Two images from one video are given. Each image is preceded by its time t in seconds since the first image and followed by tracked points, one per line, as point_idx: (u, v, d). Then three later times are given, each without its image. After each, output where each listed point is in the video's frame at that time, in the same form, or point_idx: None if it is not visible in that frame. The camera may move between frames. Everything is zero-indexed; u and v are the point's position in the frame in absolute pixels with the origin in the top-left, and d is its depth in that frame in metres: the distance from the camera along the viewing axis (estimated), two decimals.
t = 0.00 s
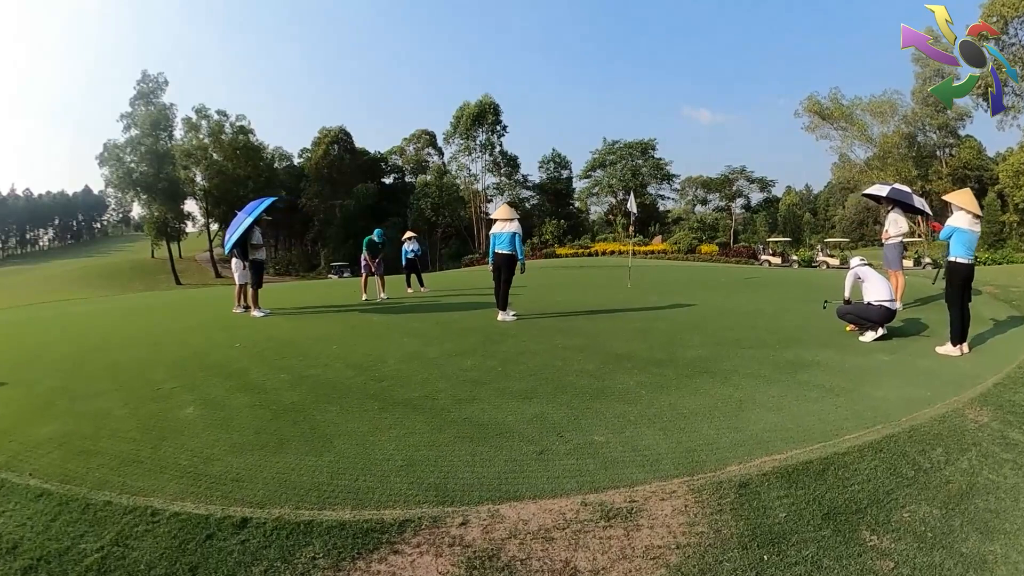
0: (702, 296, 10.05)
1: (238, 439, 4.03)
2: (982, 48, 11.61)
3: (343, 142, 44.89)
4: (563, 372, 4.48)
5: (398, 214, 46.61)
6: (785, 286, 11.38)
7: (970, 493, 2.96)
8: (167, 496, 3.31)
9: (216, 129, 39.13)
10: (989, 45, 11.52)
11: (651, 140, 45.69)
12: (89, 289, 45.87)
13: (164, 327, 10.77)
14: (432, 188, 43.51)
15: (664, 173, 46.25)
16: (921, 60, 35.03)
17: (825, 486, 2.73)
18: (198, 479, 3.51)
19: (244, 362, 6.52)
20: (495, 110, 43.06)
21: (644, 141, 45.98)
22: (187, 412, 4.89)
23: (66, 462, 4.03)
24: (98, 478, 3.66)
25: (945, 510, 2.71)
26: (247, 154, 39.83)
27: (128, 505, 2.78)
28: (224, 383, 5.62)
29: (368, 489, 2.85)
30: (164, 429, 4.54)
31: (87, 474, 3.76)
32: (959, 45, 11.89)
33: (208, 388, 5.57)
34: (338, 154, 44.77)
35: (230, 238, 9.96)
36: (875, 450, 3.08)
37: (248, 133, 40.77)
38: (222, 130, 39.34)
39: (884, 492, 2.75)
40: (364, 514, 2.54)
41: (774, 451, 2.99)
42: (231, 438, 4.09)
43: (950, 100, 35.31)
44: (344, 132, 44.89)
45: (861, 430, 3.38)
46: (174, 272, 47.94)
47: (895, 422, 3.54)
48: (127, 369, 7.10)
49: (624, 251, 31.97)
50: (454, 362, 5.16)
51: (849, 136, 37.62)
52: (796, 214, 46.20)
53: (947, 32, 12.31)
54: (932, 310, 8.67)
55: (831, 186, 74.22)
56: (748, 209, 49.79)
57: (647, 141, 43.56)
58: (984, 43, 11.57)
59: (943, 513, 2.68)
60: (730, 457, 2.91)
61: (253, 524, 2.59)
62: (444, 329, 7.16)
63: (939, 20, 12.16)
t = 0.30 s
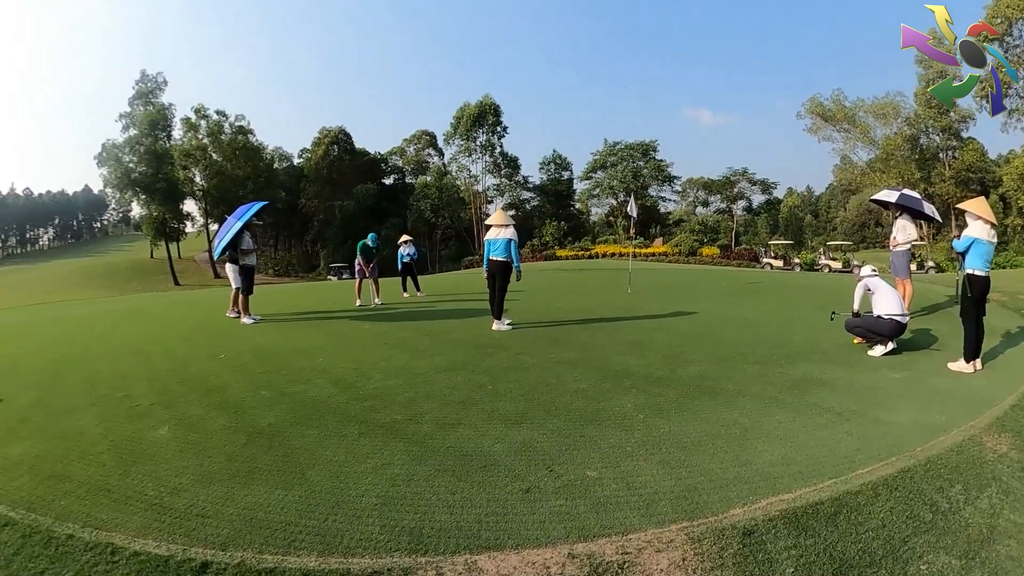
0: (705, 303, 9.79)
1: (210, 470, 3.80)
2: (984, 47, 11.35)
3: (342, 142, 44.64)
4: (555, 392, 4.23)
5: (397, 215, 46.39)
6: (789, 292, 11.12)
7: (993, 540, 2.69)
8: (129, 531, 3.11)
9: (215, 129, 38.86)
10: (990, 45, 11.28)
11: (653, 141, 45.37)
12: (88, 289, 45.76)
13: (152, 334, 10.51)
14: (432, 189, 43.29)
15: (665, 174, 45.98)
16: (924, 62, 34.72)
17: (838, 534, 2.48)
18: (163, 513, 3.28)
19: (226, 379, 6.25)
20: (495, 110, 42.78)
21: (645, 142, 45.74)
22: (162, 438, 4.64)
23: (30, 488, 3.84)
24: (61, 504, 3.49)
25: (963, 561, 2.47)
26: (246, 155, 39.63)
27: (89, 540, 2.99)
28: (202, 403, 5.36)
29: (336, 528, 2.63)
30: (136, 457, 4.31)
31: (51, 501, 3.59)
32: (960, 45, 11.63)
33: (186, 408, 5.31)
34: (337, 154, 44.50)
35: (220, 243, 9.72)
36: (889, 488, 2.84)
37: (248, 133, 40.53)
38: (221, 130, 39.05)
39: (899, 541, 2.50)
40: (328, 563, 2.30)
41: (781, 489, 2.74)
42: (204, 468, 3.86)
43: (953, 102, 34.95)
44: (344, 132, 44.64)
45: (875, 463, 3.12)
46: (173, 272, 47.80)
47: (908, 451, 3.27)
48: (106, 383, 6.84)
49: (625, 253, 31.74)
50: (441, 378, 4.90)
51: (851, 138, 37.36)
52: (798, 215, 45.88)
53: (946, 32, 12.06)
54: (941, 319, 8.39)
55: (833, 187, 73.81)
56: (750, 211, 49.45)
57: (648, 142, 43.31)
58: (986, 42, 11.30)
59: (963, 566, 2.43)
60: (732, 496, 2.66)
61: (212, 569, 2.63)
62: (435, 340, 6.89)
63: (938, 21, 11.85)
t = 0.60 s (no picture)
0: (707, 306, 9.52)
1: (183, 495, 3.56)
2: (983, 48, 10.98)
3: (342, 142, 44.38)
4: (550, 404, 3.99)
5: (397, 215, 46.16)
6: (793, 295, 10.85)
7: None
8: (88, 556, 2.88)
9: (215, 129, 38.60)
10: (990, 46, 10.91)
11: (653, 141, 45.13)
12: (86, 289, 45.58)
13: (142, 339, 10.27)
14: (432, 189, 43.07)
15: (666, 175, 45.74)
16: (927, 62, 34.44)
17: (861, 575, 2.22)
18: (125, 537, 3.03)
19: (208, 392, 5.99)
20: (495, 110, 42.52)
21: (646, 142, 45.52)
22: (135, 457, 4.38)
23: None
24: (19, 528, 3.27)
25: None
26: (245, 155, 39.39)
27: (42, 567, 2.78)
28: (182, 421, 5.12)
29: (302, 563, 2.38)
30: (106, 474, 4.06)
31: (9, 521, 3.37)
32: (960, 45, 11.26)
33: (164, 424, 5.06)
34: (337, 154, 44.24)
35: (209, 245, 9.47)
36: (914, 519, 2.57)
37: (247, 133, 40.26)
38: (221, 131, 38.80)
39: None
40: None
41: (795, 520, 2.47)
42: (176, 492, 3.61)
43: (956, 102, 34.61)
44: (344, 132, 44.41)
45: (896, 487, 2.83)
46: (172, 273, 47.63)
47: (930, 473, 2.99)
48: (87, 391, 6.59)
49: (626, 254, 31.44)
50: (429, 391, 4.64)
51: (854, 138, 37.01)
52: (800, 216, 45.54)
53: (946, 31, 11.71)
54: (952, 322, 8.09)
55: (834, 188, 73.53)
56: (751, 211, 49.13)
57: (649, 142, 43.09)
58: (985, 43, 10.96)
59: None
60: (740, 529, 2.40)
61: None
62: (427, 346, 6.61)
63: (938, 20, 11.54)
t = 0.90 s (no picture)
0: (710, 313, 9.30)
1: (157, 528, 3.36)
2: (984, 48, 10.76)
3: (342, 143, 44.19)
4: (544, 425, 3.79)
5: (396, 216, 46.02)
6: (796, 300, 10.65)
7: None
8: None
9: (214, 130, 38.45)
10: (990, 46, 10.70)
11: (654, 142, 44.92)
12: (86, 291, 45.53)
13: (132, 347, 10.04)
14: (432, 190, 42.93)
15: (667, 175, 45.50)
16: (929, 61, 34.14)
17: None
18: None
19: (194, 409, 5.77)
20: (496, 110, 42.30)
21: (648, 142, 45.31)
22: (111, 480, 4.19)
23: None
24: None
25: None
26: (245, 156, 39.27)
27: None
28: (167, 443, 4.90)
29: None
30: (77, 498, 3.88)
31: None
32: (960, 45, 11.04)
33: (144, 444, 4.88)
34: (337, 155, 44.03)
35: (198, 251, 9.30)
36: (935, 563, 2.35)
37: (247, 133, 40.09)
38: (220, 132, 38.66)
39: None
40: None
41: (807, 565, 2.24)
42: (150, 524, 3.42)
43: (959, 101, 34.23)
44: (344, 133, 44.22)
45: (914, 523, 2.60)
46: (173, 274, 47.58)
47: (950, 506, 2.75)
48: (70, 405, 6.38)
49: (627, 255, 31.25)
50: (420, 410, 4.43)
51: (857, 138, 36.57)
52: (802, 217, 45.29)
53: (946, 31, 11.50)
54: (962, 330, 7.84)
55: (836, 189, 73.19)
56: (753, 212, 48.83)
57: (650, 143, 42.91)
58: (986, 43, 10.73)
59: None
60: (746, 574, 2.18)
61: None
62: (420, 357, 6.37)
63: (939, 20, 11.27)
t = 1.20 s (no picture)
0: (710, 313, 9.12)
1: (126, 539, 3.20)
2: (984, 47, 10.58)
3: (342, 143, 44.00)
4: (535, 430, 3.62)
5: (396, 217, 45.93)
6: (799, 300, 10.47)
7: None
8: None
9: (214, 129, 38.23)
10: (989, 45, 10.52)
11: (654, 141, 44.73)
12: (84, 290, 45.36)
13: (123, 349, 9.84)
14: (431, 190, 42.79)
15: (667, 175, 45.27)
16: (930, 60, 33.95)
17: None
18: None
19: (180, 413, 5.55)
20: (495, 110, 42.13)
21: (648, 141, 45.13)
22: (84, 485, 4.02)
23: None
24: None
25: None
26: (244, 156, 39.09)
27: None
28: (148, 449, 4.70)
29: None
30: (46, 505, 3.71)
31: None
32: (959, 45, 10.85)
33: (123, 449, 4.70)
34: (336, 155, 43.84)
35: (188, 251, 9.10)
36: None
37: (247, 133, 39.86)
38: (220, 132, 38.44)
39: None
40: None
41: None
42: (120, 534, 3.26)
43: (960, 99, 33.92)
44: (343, 132, 44.06)
45: (930, 540, 2.40)
46: (172, 275, 47.44)
47: (967, 520, 2.55)
48: (52, 407, 6.21)
49: (627, 254, 31.05)
50: (406, 415, 4.26)
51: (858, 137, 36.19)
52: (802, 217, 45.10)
53: (944, 30, 11.33)
54: (968, 331, 7.66)
55: (836, 188, 72.94)
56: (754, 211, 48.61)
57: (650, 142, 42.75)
58: (986, 41, 10.54)
59: None
60: None
61: None
62: (411, 359, 6.14)
63: (939, 20, 11.12)
